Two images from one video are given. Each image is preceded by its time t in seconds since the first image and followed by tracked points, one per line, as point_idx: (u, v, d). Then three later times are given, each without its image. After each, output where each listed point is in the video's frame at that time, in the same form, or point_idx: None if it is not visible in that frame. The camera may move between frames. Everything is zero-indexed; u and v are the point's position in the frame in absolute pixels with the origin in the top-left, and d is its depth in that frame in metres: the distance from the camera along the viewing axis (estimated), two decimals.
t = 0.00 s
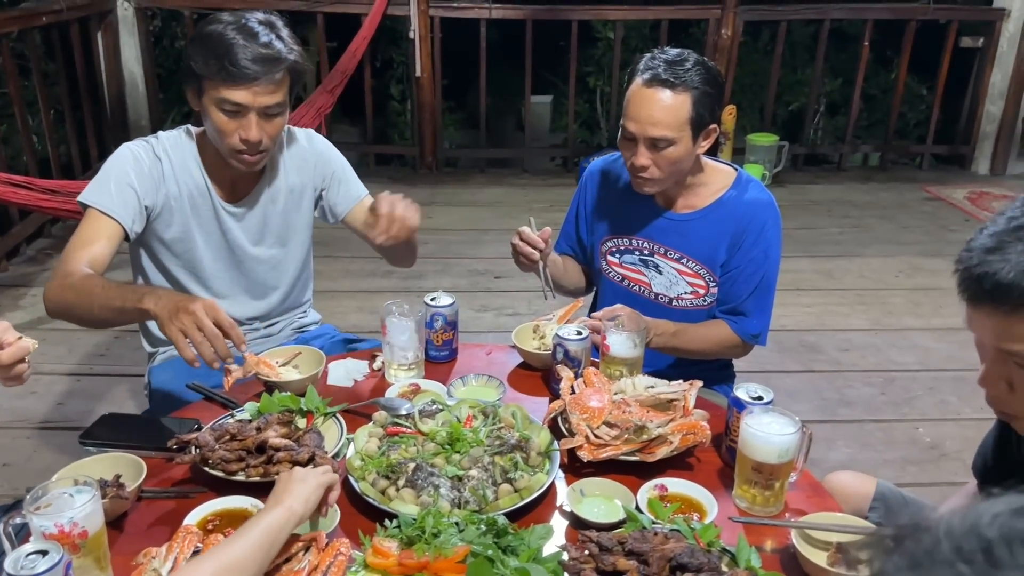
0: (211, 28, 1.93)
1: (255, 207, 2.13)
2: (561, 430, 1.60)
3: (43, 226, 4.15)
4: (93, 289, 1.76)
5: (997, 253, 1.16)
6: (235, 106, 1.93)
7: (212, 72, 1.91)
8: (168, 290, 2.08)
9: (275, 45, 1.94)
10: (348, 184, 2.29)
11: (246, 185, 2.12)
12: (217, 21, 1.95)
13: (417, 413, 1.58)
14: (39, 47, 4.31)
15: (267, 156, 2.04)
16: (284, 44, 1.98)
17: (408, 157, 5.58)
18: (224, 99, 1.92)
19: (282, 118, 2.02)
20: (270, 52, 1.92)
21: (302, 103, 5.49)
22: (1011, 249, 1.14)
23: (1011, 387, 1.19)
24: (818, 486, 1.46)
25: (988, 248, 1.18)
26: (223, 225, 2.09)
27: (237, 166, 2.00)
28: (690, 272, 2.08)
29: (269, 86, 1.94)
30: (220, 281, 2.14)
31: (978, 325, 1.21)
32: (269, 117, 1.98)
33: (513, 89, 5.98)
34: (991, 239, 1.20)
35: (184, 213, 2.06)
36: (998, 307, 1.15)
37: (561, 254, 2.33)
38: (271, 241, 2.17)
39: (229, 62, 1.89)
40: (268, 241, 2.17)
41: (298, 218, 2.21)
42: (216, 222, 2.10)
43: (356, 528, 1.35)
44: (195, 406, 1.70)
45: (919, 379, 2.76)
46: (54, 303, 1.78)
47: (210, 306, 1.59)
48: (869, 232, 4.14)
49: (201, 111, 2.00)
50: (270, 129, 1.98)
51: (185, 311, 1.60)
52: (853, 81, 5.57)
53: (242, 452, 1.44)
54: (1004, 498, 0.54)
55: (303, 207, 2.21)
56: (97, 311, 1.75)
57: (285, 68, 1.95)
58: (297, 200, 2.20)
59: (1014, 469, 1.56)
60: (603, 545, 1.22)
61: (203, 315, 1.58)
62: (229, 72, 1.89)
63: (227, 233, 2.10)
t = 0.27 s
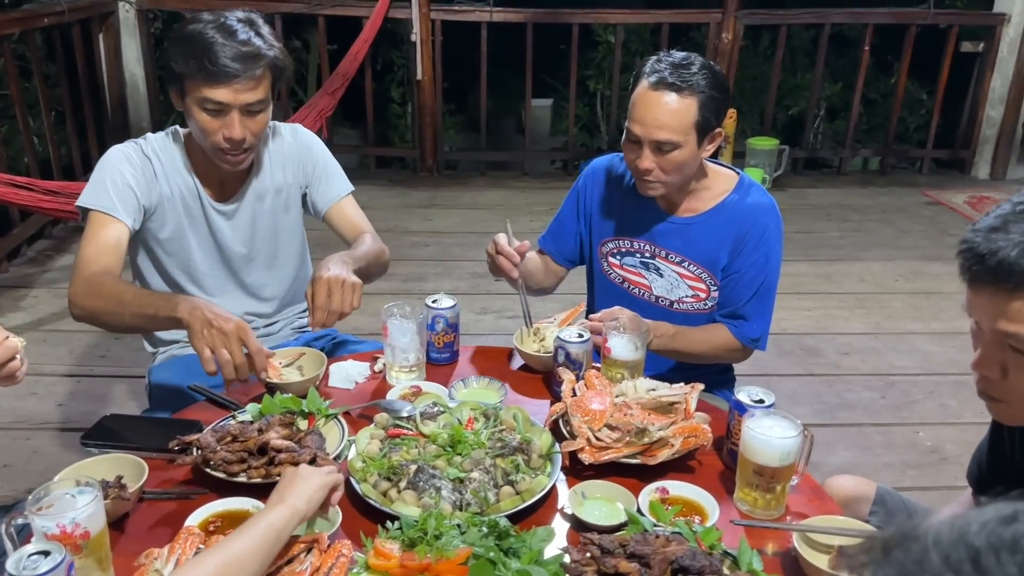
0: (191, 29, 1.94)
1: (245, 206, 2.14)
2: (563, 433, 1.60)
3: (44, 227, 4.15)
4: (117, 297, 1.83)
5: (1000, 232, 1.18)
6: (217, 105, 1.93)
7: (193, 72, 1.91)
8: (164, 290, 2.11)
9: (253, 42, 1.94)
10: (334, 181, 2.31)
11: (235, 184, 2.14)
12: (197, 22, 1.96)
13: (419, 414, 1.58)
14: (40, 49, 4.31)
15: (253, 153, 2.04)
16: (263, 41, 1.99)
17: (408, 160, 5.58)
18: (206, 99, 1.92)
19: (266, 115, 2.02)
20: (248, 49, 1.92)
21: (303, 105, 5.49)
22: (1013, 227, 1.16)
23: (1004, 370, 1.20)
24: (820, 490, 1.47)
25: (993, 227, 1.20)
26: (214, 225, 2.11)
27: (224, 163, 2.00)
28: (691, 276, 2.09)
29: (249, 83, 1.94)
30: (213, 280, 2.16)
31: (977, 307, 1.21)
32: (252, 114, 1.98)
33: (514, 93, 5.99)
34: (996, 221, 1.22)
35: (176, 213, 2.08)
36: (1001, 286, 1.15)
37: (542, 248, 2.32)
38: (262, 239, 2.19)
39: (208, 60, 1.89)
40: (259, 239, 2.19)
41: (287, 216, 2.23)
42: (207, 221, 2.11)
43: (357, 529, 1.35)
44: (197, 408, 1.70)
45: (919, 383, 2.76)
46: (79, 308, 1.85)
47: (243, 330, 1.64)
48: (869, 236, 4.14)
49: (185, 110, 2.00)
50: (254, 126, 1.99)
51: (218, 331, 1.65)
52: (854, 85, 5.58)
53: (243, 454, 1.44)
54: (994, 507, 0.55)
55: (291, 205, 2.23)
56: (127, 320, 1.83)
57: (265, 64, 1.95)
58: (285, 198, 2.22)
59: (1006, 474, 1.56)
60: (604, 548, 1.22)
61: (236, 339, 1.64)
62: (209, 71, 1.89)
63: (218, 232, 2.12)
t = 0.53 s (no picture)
0: (182, 29, 1.94)
1: (244, 203, 2.15)
2: (568, 434, 1.60)
3: (48, 226, 4.15)
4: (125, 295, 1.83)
5: (1005, 228, 1.20)
6: (209, 106, 1.94)
7: (184, 73, 1.91)
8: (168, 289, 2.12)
9: (244, 42, 1.94)
10: (330, 172, 2.29)
11: (233, 182, 2.15)
12: (188, 22, 1.96)
13: (424, 416, 1.58)
14: (45, 48, 4.32)
15: (249, 153, 2.05)
16: (253, 40, 1.99)
17: (411, 161, 5.59)
18: (198, 100, 1.92)
19: (259, 113, 2.02)
20: (239, 49, 1.92)
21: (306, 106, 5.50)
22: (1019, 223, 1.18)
23: (1005, 365, 1.20)
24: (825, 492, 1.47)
25: (998, 223, 1.22)
26: (214, 223, 2.12)
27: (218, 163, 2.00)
28: (695, 278, 2.09)
29: (241, 83, 1.94)
30: (215, 277, 2.18)
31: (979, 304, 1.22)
32: (245, 113, 1.98)
33: (517, 94, 6.00)
34: (1002, 218, 1.24)
35: (176, 212, 2.09)
36: (1003, 281, 1.15)
37: (534, 243, 2.31)
38: (261, 236, 2.21)
39: (198, 61, 1.89)
40: (258, 237, 2.20)
41: (285, 213, 2.24)
42: (207, 220, 2.12)
43: (363, 530, 1.35)
44: (202, 408, 1.70)
45: (922, 387, 2.76)
46: (89, 308, 1.85)
47: (247, 337, 1.65)
48: (872, 239, 4.14)
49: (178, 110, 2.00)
50: (247, 126, 1.99)
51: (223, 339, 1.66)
52: (857, 88, 5.58)
53: (249, 454, 1.44)
54: (994, 518, 0.54)
55: (290, 201, 2.24)
56: (138, 318, 1.83)
57: (256, 63, 1.95)
58: (283, 196, 2.23)
59: (1010, 482, 1.56)
60: (610, 550, 1.23)
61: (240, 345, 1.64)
62: (199, 72, 1.89)
63: (218, 230, 2.13)
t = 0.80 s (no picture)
0: (178, 30, 1.94)
1: (245, 203, 2.16)
2: (573, 436, 1.60)
3: (54, 224, 4.16)
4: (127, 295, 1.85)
5: (1003, 232, 1.20)
6: (205, 107, 1.94)
7: (180, 74, 1.91)
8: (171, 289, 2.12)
9: (239, 42, 1.95)
10: (332, 174, 2.30)
11: (234, 182, 2.15)
12: (184, 23, 1.97)
13: (429, 417, 1.58)
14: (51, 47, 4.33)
15: (247, 152, 2.05)
16: (248, 40, 1.99)
17: (416, 161, 5.59)
18: (194, 101, 1.93)
19: (257, 113, 2.02)
20: (234, 49, 1.93)
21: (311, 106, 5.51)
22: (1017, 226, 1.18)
23: (1009, 367, 1.19)
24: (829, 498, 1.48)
25: (996, 227, 1.22)
26: (215, 223, 2.12)
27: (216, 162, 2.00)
28: (700, 281, 2.09)
29: (236, 83, 1.94)
30: (218, 276, 2.18)
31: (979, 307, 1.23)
32: (242, 113, 1.98)
33: (522, 95, 6.01)
34: (1001, 221, 1.23)
35: (177, 212, 2.09)
36: (1000, 283, 1.17)
37: (541, 255, 2.31)
38: (263, 236, 2.21)
39: (193, 61, 1.89)
40: (260, 236, 2.20)
41: (287, 213, 2.24)
42: (209, 220, 2.12)
43: (369, 530, 1.35)
44: (209, 407, 1.71)
45: (927, 390, 2.76)
46: (91, 308, 1.87)
47: (252, 326, 1.65)
48: (876, 242, 4.14)
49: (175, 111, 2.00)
50: (243, 126, 1.99)
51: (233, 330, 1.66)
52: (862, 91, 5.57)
53: (256, 453, 1.45)
54: (1008, 529, 0.56)
55: (291, 200, 2.24)
56: (141, 319, 1.85)
57: (251, 63, 1.96)
58: (284, 195, 2.23)
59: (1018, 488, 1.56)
60: (616, 552, 1.23)
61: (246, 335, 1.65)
62: (194, 72, 1.90)
63: (219, 230, 2.13)
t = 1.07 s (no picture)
0: (189, 27, 1.95)
1: (252, 203, 2.16)
2: (578, 435, 1.61)
3: (61, 221, 4.18)
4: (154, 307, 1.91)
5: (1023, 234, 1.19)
6: (218, 103, 1.94)
7: (191, 71, 1.92)
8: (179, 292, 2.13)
9: (251, 39, 1.95)
10: (334, 175, 2.32)
11: (241, 181, 2.15)
12: (195, 20, 1.97)
13: (435, 415, 1.59)
14: (59, 45, 4.34)
15: (257, 149, 2.06)
16: (260, 37, 2.00)
17: (421, 160, 5.59)
18: (205, 97, 1.93)
19: (267, 111, 2.03)
20: (246, 46, 1.93)
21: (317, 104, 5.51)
22: None
23: None
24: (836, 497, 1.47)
25: (1015, 229, 1.21)
26: (223, 224, 2.13)
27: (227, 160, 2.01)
28: (703, 282, 2.09)
29: (249, 80, 1.94)
30: (225, 277, 2.19)
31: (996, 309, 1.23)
32: (253, 110, 1.99)
33: (527, 95, 6.01)
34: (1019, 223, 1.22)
35: (184, 216, 2.09)
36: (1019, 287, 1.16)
37: (552, 259, 2.31)
38: (269, 235, 2.22)
39: (206, 57, 1.90)
40: (266, 236, 2.21)
41: (292, 211, 2.25)
42: (216, 221, 2.13)
43: (376, 528, 1.36)
44: (216, 404, 1.71)
45: (932, 392, 2.76)
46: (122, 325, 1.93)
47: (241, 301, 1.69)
48: (882, 244, 4.13)
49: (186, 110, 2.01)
50: (255, 123, 2.00)
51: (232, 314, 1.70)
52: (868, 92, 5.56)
53: (263, 450, 1.45)
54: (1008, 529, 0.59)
55: (297, 199, 2.25)
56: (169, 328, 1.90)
57: (262, 61, 1.96)
58: (289, 195, 2.24)
59: None
60: (622, 551, 1.23)
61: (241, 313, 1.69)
62: (206, 68, 1.90)
63: (227, 230, 2.14)
